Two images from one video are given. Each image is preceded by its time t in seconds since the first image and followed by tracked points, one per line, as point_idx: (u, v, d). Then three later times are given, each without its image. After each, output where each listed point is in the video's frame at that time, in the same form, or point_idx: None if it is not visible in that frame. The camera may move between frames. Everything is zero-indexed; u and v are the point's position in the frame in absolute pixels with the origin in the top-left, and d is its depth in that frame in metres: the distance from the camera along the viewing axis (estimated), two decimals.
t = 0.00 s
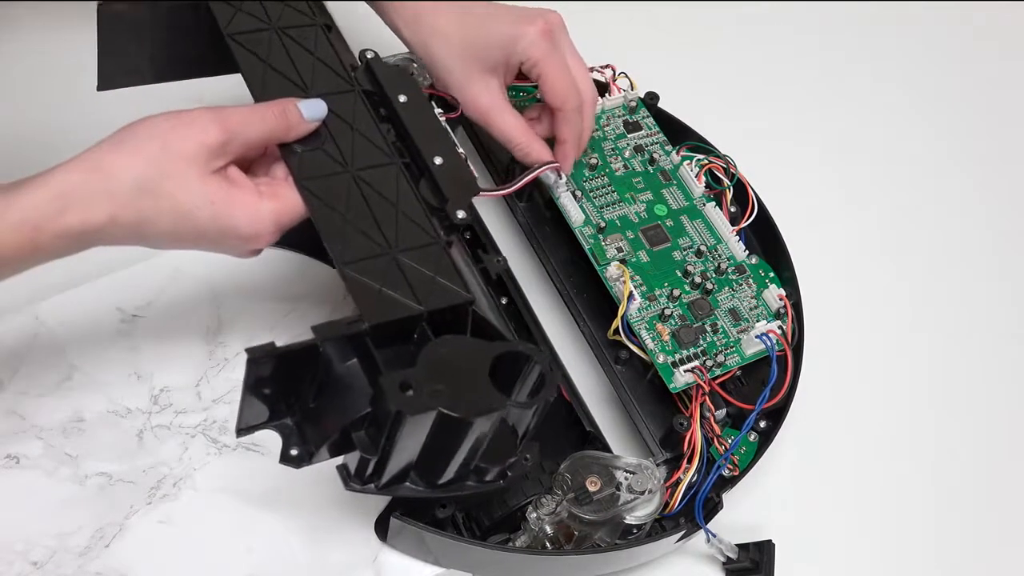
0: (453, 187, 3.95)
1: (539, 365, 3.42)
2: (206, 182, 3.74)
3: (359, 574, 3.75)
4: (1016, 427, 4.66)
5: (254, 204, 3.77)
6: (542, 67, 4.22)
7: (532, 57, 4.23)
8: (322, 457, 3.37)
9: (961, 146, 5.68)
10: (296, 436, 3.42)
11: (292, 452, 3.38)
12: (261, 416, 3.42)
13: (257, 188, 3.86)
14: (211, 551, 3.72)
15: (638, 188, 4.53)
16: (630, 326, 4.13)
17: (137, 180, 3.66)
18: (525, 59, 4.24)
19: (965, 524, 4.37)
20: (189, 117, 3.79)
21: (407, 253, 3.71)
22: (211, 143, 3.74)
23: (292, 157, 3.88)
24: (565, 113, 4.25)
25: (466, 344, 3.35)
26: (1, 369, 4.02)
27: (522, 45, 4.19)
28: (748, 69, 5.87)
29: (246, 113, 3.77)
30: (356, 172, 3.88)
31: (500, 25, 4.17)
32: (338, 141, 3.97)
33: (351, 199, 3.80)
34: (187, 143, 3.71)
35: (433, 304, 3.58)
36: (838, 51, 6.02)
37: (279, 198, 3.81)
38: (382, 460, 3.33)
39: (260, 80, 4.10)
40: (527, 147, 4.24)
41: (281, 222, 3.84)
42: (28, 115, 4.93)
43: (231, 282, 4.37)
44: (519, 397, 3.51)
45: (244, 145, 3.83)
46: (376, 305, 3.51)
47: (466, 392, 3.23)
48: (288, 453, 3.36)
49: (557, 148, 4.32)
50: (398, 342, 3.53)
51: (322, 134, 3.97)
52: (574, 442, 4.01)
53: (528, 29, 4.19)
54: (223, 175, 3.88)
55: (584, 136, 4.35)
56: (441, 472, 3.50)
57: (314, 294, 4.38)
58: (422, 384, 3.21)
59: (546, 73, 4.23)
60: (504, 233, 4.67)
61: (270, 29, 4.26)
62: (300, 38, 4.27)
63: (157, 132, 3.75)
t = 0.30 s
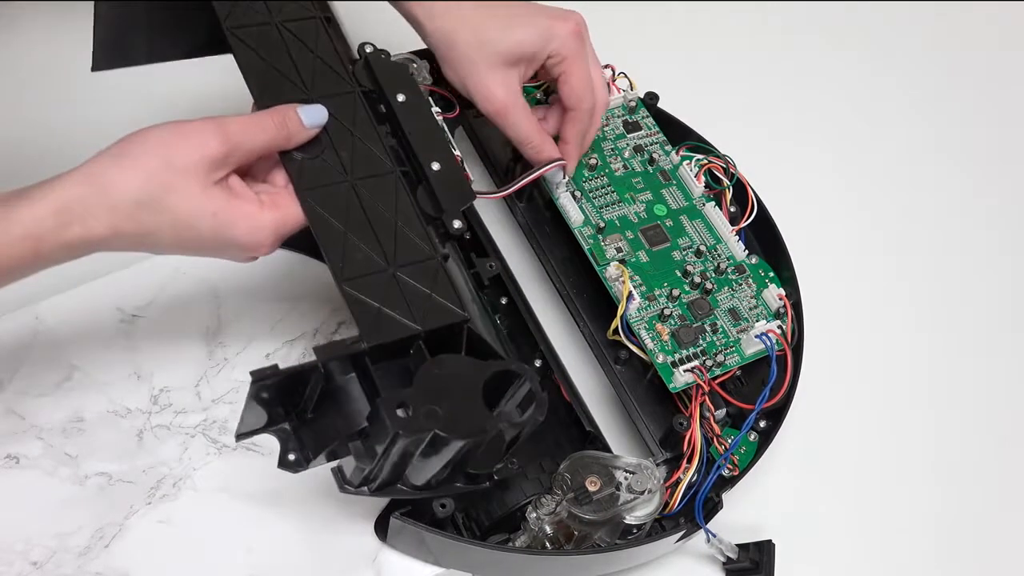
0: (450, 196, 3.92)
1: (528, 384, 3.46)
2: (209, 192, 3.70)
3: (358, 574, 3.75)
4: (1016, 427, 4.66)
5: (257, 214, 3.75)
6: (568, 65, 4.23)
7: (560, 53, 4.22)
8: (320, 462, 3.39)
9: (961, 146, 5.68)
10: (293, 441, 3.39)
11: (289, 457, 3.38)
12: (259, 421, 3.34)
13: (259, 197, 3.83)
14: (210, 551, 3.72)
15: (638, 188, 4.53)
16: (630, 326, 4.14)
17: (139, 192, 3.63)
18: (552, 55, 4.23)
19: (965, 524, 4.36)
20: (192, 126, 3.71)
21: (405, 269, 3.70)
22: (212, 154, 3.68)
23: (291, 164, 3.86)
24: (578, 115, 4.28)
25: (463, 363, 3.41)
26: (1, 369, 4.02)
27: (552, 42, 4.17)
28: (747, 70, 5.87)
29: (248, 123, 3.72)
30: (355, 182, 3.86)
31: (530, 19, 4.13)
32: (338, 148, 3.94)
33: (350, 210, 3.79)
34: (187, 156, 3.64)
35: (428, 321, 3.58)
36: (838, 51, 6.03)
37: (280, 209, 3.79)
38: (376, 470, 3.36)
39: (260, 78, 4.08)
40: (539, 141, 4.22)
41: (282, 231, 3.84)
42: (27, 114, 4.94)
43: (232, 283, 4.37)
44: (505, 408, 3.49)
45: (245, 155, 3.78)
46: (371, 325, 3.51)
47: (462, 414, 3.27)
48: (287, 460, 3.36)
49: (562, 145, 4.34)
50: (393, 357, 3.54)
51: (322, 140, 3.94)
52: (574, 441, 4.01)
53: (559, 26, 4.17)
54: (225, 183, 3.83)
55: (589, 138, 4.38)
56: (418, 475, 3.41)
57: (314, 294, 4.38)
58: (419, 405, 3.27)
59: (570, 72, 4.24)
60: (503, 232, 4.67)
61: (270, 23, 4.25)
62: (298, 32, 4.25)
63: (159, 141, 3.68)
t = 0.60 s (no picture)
0: (457, 200, 3.95)
1: (531, 388, 3.42)
2: (218, 191, 3.67)
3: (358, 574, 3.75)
4: (1016, 428, 4.65)
5: (266, 213, 3.75)
6: (577, 87, 4.14)
7: (570, 74, 4.12)
8: (320, 461, 3.34)
9: (961, 145, 5.68)
10: (295, 439, 3.35)
11: (290, 455, 3.32)
12: (263, 418, 3.27)
13: (266, 196, 3.82)
14: (210, 550, 3.72)
15: (637, 188, 4.53)
16: (629, 326, 4.14)
17: (145, 191, 3.59)
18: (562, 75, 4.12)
19: (964, 524, 4.36)
20: (199, 125, 3.68)
21: (412, 270, 3.70)
22: (220, 153, 3.65)
23: (299, 163, 3.86)
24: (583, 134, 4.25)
25: (465, 365, 3.40)
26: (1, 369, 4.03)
27: (564, 64, 4.07)
28: (747, 70, 5.88)
29: (255, 122, 3.70)
30: (363, 183, 3.87)
31: (544, 41, 4.01)
32: (347, 149, 3.93)
33: (358, 211, 3.79)
34: (195, 155, 3.62)
35: (432, 323, 3.58)
36: (839, 51, 6.03)
37: (289, 208, 3.79)
38: (376, 470, 3.34)
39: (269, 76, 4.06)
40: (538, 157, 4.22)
41: (290, 230, 3.84)
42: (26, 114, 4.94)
43: (232, 283, 4.37)
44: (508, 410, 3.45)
45: (253, 153, 3.76)
46: (375, 325, 3.51)
47: (463, 415, 3.26)
48: (288, 458, 3.30)
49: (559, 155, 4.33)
50: (396, 356, 3.53)
51: (330, 141, 3.93)
52: (574, 441, 4.01)
53: (572, 48, 4.07)
54: (232, 182, 3.81)
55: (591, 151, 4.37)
56: (418, 477, 3.40)
57: (314, 294, 4.38)
58: (421, 406, 3.26)
59: (580, 92, 4.14)
60: (503, 232, 4.67)
61: (283, 22, 4.23)
62: (309, 30, 4.23)
63: (167, 139, 3.64)
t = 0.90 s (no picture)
0: (450, 190, 3.97)
1: (511, 381, 3.37)
2: (211, 166, 3.66)
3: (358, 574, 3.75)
4: (1016, 427, 4.65)
5: (258, 191, 3.72)
6: (576, 109, 4.10)
7: (568, 95, 4.07)
8: (295, 440, 3.43)
9: (962, 145, 5.68)
10: (270, 417, 3.44)
11: (266, 433, 3.43)
12: (238, 395, 3.38)
13: (260, 175, 3.79)
14: (210, 551, 3.72)
15: (636, 189, 4.53)
16: (628, 326, 4.14)
17: (139, 165, 3.58)
18: (561, 96, 4.08)
19: (964, 524, 4.35)
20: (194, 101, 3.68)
21: (400, 256, 3.69)
22: (214, 130, 3.65)
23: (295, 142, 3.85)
24: (579, 151, 4.23)
25: (447, 354, 3.35)
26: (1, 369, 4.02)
27: (562, 88, 4.02)
28: (747, 69, 5.88)
29: (253, 101, 3.71)
30: (355, 166, 3.86)
31: (541, 65, 3.96)
32: (343, 132, 3.95)
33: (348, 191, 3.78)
34: (190, 130, 3.61)
35: (418, 310, 3.56)
36: (839, 51, 6.03)
37: (282, 187, 3.76)
38: (350, 453, 3.41)
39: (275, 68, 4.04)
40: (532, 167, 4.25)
41: (284, 210, 3.79)
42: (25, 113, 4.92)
43: (232, 284, 4.37)
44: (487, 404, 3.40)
45: (249, 132, 3.76)
46: (361, 306, 3.50)
47: (442, 401, 3.23)
48: (262, 436, 3.41)
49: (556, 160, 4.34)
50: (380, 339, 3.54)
51: (327, 121, 3.95)
52: (574, 441, 4.01)
53: (571, 71, 4.00)
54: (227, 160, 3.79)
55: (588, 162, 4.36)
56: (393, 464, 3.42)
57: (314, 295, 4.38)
58: (399, 389, 3.24)
59: (578, 112, 4.11)
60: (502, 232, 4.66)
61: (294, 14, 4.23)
62: (320, 21, 4.23)
63: (161, 114, 3.63)
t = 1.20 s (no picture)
0: (433, 189, 4.05)
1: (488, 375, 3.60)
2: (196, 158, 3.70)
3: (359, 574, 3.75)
4: (1017, 426, 4.66)
5: (242, 184, 3.75)
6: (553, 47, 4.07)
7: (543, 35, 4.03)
8: (275, 432, 3.37)
9: (962, 145, 5.69)
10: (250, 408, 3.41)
11: (246, 424, 3.37)
12: (219, 386, 3.42)
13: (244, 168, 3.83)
14: (210, 551, 3.71)
15: (638, 185, 4.53)
16: (631, 323, 4.13)
17: (126, 154, 3.60)
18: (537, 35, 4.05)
19: (965, 523, 4.35)
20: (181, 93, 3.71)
21: (383, 251, 3.72)
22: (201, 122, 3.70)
23: (282, 139, 3.87)
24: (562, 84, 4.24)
25: (427, 346, 3.44)
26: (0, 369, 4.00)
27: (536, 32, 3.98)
28: (748, 70, 5.87)
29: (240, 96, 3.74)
30: (341, 163, 3.89)
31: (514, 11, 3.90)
32: (329, 131, 3.98)
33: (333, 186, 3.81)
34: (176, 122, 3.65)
35: (398, 302, 3.59)
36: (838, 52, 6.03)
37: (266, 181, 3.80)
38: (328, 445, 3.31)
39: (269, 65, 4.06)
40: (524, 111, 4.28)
41: (267, 202, 3.83)
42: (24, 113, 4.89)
43: (232, 287, 4.37)
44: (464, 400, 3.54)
45: (235, 124, 3.80)
46: (344, 298, 3.51)
47: (420, 391, 3.29)
48: (242, 426, 3.35)
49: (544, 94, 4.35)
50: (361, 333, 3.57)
51: (313, 120, 3.98)
52: (577, 438, 4.01)
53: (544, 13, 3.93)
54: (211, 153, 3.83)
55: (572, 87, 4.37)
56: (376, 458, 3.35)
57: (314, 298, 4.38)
58: (378, 378, 3.29)
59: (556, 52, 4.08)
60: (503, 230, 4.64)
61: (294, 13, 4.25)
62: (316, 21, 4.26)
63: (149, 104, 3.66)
